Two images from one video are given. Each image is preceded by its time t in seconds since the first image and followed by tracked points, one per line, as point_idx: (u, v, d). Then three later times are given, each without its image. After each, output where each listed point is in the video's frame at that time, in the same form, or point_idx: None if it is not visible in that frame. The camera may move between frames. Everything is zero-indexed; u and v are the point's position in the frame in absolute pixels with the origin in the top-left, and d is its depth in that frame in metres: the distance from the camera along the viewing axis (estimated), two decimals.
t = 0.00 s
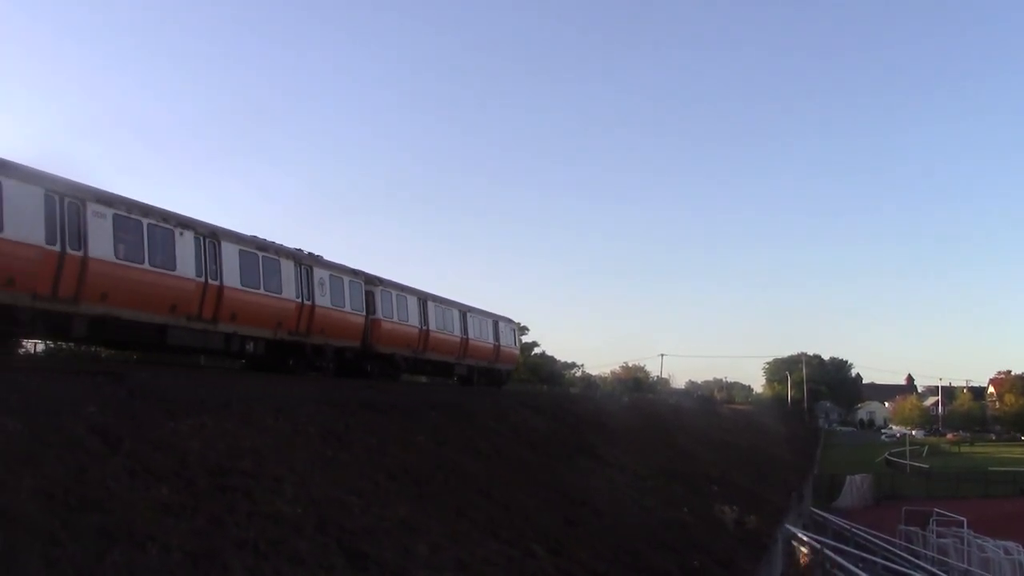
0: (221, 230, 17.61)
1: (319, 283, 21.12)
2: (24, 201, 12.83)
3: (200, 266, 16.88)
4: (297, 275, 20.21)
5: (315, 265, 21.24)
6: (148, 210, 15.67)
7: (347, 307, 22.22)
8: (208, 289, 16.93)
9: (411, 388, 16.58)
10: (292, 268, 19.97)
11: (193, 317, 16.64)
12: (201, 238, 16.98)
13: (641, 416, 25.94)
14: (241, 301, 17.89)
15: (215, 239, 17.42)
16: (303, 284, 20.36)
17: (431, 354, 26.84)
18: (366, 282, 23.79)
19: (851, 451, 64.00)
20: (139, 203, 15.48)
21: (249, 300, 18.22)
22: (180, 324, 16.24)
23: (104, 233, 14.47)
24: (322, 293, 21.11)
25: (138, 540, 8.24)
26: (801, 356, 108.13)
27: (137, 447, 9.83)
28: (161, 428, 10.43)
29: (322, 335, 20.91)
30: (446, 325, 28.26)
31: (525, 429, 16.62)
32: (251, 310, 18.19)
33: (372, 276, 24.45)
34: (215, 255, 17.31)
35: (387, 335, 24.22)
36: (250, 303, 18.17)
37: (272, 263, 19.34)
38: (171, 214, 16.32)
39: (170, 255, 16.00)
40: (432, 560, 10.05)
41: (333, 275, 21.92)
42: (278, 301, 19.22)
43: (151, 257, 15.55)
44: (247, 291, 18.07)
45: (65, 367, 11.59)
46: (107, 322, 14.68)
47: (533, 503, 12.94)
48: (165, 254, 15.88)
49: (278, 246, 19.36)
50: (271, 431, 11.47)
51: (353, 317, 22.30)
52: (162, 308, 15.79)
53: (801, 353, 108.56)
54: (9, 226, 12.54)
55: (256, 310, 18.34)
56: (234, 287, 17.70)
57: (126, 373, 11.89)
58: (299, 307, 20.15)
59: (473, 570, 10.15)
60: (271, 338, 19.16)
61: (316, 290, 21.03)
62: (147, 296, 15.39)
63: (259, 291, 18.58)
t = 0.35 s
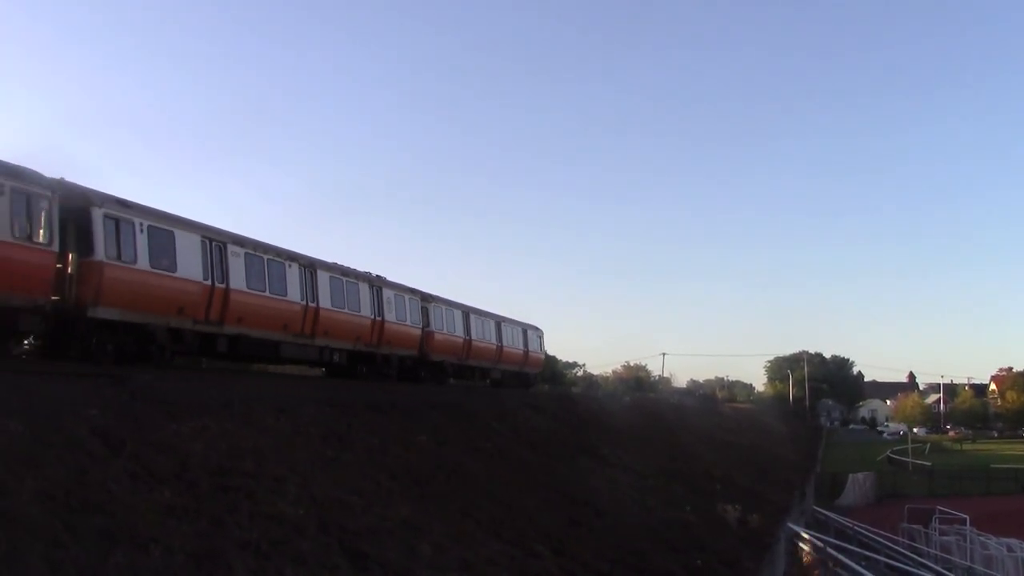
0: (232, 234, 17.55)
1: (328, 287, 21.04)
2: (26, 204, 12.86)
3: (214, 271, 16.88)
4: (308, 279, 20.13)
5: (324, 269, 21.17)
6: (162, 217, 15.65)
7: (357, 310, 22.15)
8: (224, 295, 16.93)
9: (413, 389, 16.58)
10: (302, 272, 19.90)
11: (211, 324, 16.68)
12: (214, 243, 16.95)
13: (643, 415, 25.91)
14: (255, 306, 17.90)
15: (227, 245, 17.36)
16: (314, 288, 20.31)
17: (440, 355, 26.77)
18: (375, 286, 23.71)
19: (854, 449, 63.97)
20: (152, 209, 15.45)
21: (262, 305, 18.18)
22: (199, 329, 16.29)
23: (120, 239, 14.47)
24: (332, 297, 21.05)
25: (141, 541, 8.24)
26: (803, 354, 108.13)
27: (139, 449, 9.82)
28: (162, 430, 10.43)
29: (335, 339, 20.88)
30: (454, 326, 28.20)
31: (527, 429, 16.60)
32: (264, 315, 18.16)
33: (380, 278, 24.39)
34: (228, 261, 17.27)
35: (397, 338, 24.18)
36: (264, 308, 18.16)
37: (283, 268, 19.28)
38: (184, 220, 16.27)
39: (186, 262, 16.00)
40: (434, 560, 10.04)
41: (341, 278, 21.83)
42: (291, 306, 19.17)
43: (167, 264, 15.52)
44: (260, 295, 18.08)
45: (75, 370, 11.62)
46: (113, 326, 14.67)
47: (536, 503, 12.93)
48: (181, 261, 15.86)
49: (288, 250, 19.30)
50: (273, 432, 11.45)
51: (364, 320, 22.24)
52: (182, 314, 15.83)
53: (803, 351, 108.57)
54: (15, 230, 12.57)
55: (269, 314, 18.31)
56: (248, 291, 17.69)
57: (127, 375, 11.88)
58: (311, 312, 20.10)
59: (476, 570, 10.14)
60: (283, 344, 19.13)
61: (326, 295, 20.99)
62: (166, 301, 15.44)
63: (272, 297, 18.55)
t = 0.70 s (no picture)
0: (224, 233, 17.63)
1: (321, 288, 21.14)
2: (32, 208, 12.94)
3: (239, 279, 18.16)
4: (298, 279, 20.16)
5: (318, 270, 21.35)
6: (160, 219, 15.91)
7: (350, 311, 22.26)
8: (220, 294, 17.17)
9: (416, 391, 16.57)
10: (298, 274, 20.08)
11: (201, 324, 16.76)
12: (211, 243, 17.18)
13: (646, 417, 25.88)
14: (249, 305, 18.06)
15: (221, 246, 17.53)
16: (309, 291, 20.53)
17: (429, 357, 26.52)
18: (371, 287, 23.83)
19: (857, 452, 63.89)
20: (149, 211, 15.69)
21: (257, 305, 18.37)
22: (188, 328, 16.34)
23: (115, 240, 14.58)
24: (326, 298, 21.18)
25: (145, 544, 8.24)
26: (806, 356, 108.07)
27: (143, 451, 9.83)
28: (167, 433, 10.44)
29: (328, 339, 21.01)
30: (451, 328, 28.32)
31: (530, 431, 16.60)
32: (256, 314, 18.25)
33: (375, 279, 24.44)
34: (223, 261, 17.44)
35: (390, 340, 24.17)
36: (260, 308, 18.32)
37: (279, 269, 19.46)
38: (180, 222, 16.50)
39: (180, 261, 16.17)
40: (438, 562, 10.03)
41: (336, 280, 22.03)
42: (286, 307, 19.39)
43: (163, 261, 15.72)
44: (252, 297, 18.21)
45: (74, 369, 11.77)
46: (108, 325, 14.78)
47: (539, 505, 12.90)
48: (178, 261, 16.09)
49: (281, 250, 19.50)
50: (277, 434, 11.46)
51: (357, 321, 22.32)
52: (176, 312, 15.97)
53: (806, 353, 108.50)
54: (21, 233, 12.71)
55: (264, 316, 18.48)
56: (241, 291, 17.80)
57: (130, 378, 11.89)
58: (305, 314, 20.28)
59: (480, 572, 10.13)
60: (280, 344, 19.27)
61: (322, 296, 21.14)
62: (160, 300, 15.54)
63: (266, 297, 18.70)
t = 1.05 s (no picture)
0: (308, 261, 20.64)
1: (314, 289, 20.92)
2: (33, 213, 12.97)
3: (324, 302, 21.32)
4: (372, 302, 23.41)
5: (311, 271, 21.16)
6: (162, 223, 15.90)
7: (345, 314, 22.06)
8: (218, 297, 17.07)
9: (421, 395, 16.59)
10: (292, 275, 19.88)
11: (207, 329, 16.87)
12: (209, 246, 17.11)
13: (651, 421, 25.86)
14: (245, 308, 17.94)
15: (221, 249, 17.48)
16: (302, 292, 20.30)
17: (475, 367, 29.65)
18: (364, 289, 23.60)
19: (863, 456, 63.76)
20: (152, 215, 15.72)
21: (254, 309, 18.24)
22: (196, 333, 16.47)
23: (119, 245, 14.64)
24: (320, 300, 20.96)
25: (150, 548, 8.26)
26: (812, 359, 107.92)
27: (148, 455, 9.86)
28: (172, 436, 10.47)
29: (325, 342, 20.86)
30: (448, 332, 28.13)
31: (535, 435, 16.60)
32: (254, 318, 18.14)
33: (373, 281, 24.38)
34: (220, 264, 17.34)
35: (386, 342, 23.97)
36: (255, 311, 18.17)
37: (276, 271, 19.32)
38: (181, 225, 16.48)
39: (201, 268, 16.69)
40: (443, 567, 10.03)
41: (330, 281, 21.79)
42: (282, 309, 19.19)
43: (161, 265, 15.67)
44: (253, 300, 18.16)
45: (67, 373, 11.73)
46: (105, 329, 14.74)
47: (544, 510, 12.90)
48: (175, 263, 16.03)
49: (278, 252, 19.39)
50: (281, 438, 11.48)
51: (351, 324, 22.06)
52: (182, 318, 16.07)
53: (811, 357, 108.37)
54: (22, 237, 12.72)
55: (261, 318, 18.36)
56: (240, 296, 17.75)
57: (135, 381, 11.92)
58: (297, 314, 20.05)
59: None
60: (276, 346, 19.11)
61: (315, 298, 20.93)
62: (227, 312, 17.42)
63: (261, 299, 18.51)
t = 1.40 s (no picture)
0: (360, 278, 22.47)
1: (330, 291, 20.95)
2: (44, 211, 12.99)
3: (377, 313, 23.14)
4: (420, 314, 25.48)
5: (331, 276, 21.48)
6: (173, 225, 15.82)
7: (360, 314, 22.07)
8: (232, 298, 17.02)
9: (423, 396, 16.56)
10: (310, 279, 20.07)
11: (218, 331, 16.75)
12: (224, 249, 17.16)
13: (653, 422, 25.83)
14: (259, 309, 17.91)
15: (231, 251, 17.44)
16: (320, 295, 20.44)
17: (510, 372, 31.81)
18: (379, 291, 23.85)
19: (866, 457, 63.69)
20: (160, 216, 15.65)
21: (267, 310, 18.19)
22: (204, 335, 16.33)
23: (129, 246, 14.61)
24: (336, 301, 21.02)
25: (153, 548, 8.26)
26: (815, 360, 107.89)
27: (151, 455, 9.85)
28: (174, 437, 10.46)
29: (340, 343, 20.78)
30: (466, 333, 28.60)
31: (538, 436, 16.58)
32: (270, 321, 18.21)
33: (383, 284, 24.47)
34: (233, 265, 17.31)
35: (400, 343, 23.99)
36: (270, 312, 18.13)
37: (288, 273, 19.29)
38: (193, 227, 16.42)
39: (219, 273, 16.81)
40: (445, 568, 10.02)
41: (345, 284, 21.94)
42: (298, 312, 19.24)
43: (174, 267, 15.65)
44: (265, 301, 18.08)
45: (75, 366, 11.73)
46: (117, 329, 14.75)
47: (547, 511, 12.87)
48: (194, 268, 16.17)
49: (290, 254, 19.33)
50: (285, 439, 11.46)
51: (366, 325, 22.11)
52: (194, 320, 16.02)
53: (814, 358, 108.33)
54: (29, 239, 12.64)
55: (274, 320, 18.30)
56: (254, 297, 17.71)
57: (139, 382, 11.91)
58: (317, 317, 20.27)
59: None
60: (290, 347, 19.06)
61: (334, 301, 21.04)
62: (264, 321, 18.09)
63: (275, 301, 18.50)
